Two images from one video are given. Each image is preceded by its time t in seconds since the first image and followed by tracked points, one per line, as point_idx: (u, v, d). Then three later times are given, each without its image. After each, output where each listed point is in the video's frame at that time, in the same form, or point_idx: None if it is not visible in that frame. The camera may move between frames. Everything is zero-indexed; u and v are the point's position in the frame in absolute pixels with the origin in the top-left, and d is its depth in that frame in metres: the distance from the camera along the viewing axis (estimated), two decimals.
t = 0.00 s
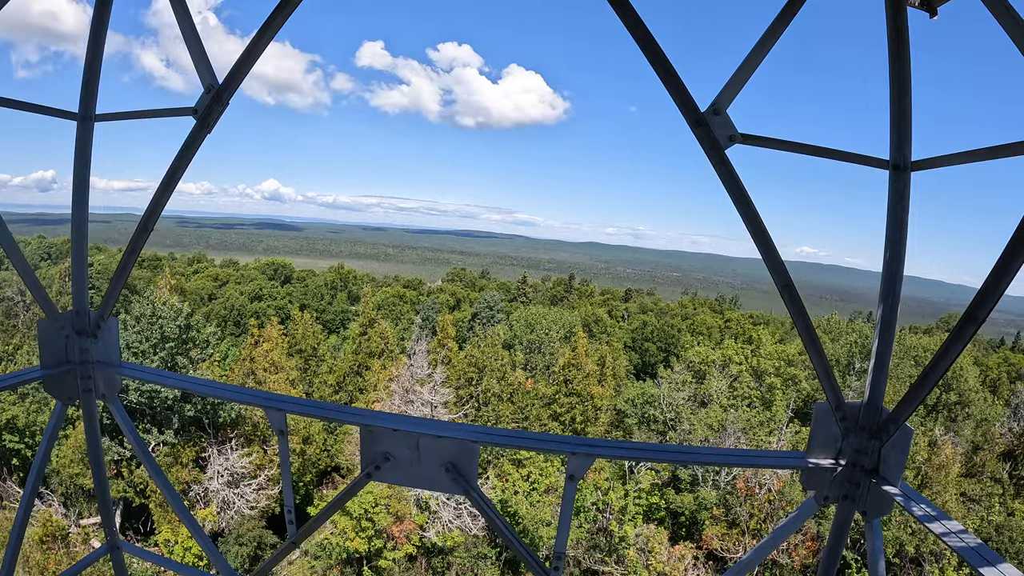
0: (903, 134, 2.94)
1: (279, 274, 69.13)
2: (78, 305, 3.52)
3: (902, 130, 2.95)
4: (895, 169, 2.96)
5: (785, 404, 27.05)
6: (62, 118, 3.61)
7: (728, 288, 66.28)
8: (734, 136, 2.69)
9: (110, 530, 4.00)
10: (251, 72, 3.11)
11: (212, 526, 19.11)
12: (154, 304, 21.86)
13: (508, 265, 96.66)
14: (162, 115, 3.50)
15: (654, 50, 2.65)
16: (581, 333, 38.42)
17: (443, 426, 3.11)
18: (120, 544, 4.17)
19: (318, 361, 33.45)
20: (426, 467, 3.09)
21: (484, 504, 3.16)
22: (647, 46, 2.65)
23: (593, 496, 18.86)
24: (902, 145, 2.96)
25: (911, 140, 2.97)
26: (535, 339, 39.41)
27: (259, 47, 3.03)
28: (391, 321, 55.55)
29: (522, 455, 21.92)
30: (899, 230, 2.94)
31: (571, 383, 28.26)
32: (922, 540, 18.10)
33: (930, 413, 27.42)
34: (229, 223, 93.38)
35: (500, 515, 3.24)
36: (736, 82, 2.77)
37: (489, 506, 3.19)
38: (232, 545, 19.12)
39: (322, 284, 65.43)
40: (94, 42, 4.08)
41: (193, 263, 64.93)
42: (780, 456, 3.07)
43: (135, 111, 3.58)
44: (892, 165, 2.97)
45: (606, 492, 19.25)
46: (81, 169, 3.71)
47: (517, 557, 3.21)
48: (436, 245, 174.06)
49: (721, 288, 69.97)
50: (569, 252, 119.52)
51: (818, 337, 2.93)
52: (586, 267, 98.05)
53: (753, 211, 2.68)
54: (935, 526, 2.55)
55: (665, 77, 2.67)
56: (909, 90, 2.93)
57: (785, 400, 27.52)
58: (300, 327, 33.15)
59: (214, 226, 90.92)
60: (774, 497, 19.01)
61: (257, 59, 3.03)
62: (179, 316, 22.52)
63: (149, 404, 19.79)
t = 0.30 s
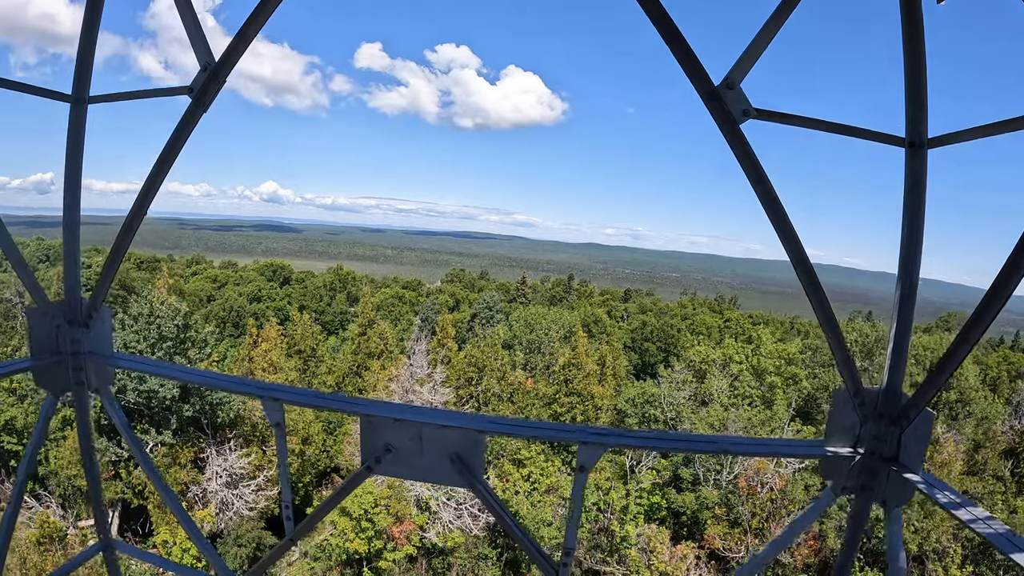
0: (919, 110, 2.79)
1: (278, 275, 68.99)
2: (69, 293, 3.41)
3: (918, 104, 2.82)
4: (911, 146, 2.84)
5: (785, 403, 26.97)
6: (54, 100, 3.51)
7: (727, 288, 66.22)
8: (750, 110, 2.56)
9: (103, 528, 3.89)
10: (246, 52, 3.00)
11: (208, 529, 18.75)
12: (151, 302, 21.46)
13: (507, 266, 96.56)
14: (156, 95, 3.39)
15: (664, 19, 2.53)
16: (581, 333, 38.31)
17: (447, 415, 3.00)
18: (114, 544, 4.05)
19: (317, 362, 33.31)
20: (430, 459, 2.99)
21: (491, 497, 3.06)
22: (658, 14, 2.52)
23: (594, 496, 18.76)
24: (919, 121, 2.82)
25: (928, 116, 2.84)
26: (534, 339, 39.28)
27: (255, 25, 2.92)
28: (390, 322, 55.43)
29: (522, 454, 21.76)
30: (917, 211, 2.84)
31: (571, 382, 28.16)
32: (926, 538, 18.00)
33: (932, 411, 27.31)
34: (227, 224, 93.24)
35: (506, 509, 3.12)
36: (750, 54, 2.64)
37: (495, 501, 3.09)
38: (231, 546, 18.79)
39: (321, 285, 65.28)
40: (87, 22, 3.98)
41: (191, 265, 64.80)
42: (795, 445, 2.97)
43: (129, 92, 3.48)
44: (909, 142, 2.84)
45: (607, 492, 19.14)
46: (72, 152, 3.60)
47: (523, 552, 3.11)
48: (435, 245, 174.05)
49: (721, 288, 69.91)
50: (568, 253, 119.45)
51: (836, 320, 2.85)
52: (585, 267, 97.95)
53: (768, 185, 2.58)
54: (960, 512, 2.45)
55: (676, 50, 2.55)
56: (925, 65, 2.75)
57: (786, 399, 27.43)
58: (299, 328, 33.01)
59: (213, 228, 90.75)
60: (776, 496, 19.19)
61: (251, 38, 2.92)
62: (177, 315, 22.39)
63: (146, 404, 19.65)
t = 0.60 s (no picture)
0: (931, 93, 2.67)
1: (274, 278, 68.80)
2: (54, 287, 3.30)
3: (930, 87, 2.69)
4: (923, 131, 2.73)
5: (783, 402, 26.96)
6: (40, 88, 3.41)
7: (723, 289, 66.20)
8: (759, 91, 2.46)
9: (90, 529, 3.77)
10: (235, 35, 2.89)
11: (205, 532, 18.72)
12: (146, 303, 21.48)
13: (503, 268, 96.50)
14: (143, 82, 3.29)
15: None
16: (578, 333, 38.27)
17: (445, 411, 2.86)
18: (105, 545, 3.91)
19: (313, 364, 33.16)
20: (428, 457, 2.85)
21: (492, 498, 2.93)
22: None
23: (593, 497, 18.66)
24: (931, 105, 2.71)
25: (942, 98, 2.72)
26: (532, 341, 39.15)
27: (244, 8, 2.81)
28: (386, 323, 55.28)
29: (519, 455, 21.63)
30: (930, 197, 2.74)
31: (569, 383, 28.09)
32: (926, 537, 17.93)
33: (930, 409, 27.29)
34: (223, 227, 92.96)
35: (507, 509, 3.01)
36: (760, 32, 2.53)
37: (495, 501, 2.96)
38: (227, 550, 18.64)
39: (317, 287, 65.09)
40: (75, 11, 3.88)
41: (188, 267, 64.55)
42: (808, 440, 2.88)
43: (117, 79, 3.38)
44: (921, 126, 2.73)
45: (605, 493, 19.07)
46: (58, 142, 3.49)
47: (524, 553, 3.00)
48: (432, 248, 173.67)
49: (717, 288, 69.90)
50: (564, 255, 119.45)
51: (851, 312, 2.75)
52: (581, 269, 97.96)
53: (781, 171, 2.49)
54: (983, 508, 2.35)
55: (683, 28, 2.45)
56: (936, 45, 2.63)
57: (784, 399, 27.44)
58: (295, 330, 32.86)
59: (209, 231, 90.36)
60: (775, 496, 19.15)
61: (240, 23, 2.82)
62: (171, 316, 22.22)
63: (141, 406, 19.32)
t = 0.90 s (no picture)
0: (927, 62, 2.59)
1: (264, 286, 68.28)
2: (27, 277, 3.17)
3: (926, 58, 2.61)
4: (921, 102, 2.65)
5: (776, 403, 26.94)
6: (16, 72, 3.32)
7: (713, 292, 66.34)
8: (751, 60, 2.41)
9: (65, 533, 3.61)
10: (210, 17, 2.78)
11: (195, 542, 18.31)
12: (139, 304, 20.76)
13: (494, 275, 96.33)
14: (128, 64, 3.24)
15: None
16: (569, 338, 38.18)
17: (429, 400, 2.67)
18: (81, 549, 3.74)
19: (304, 372, 32.83)
20: (411, 450, 2.66)
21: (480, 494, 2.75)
22: None
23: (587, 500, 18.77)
24: (928, 76, 2.63)
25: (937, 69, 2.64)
26: (523, 346, 38.99)
27: None
28: (377, 330, 54.91)
29: (512, 462, 21.56)
30: (930, 171, 2.68)
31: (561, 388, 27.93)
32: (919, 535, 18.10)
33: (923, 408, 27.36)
34: (212, 236, 92.27)
35: (498, 504, 2.85)
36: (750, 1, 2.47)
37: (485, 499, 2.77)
38: (218, 559, 18.36)
39: (306, 295, 64.65)
40: None
41: (177, 276, 63.92)
42: (813, 425, 2.78)
43: (96, 62, 3.30)
44: (919, 98, 2.66)
45: (600, 497, 19.04)
46: (33, 126, 3.37)
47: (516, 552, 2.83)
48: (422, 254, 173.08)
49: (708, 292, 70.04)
50: (555, 261, 119.55)
51: (852, 292, 2.68)
52: (572, 274, 98.00)
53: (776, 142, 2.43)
54: (997, 489, 2.27)
55: None
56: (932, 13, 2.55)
57: (777, 400, 27.43)
58: (285, 337, 32.54)
59: (198, 240, 89.51)
60: (771, 496, 19.02)
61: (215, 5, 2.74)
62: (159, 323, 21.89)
63: (129, 414, 19.14)
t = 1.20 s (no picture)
0: (919, 39, 2.51)
1: (253, 296, 67.76)
2: None
3: (916, 35, 2.54)
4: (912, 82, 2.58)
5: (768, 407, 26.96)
6: None
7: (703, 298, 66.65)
8: (737, 37, 2.34)
9: (39, 540, 3.46)
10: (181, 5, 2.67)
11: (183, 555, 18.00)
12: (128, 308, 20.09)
13: (484, 283, 96.21)
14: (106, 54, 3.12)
15: None
16: (560, 345, 38.11)
17: (406, 397, 2.43)
18: (57, 560, 3.59)
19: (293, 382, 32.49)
20: (388, 453, 2.43)
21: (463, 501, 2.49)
22: None
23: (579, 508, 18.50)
24: (918, 55, 2.56)
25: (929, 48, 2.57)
26: (513, 353, 38.75)
27: None
28: (367, 340, 54.55)
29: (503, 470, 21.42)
30: (925, 151, 2.64)
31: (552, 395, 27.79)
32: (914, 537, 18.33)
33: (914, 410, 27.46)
34: (201, 247, 91.51)
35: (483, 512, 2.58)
36: None
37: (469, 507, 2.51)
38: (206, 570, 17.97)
39: (295, 305, 64.06)
40: None
41: (166, 287, 63.36)
42: (812, 419, 2.69)
43: (68, 51, 3.17)
44: (910, 78, 2.59)
45: (592, 504, 18.83)
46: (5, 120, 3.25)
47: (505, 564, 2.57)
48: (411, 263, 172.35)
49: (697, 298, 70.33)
50: (545, 269, 119.65)
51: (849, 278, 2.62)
52: (562, 282, 98.10)
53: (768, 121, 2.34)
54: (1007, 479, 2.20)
55: None
56: None
57: (768, 404, 27.44)
58: (273, 347, 32.20)
59: (186, 251, 88.88)
60: (764, 500, 19.03)
61: None
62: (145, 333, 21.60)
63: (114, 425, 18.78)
